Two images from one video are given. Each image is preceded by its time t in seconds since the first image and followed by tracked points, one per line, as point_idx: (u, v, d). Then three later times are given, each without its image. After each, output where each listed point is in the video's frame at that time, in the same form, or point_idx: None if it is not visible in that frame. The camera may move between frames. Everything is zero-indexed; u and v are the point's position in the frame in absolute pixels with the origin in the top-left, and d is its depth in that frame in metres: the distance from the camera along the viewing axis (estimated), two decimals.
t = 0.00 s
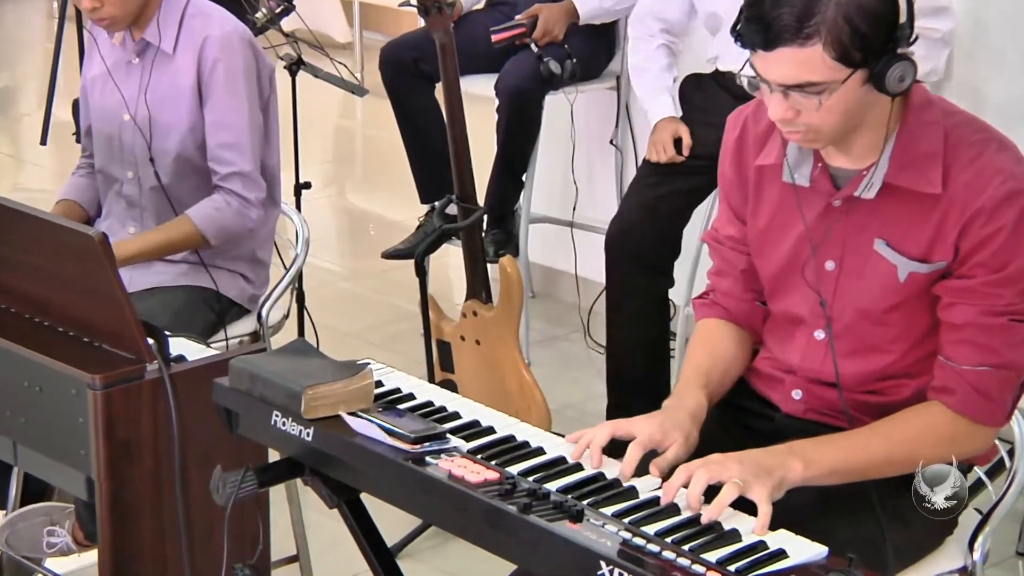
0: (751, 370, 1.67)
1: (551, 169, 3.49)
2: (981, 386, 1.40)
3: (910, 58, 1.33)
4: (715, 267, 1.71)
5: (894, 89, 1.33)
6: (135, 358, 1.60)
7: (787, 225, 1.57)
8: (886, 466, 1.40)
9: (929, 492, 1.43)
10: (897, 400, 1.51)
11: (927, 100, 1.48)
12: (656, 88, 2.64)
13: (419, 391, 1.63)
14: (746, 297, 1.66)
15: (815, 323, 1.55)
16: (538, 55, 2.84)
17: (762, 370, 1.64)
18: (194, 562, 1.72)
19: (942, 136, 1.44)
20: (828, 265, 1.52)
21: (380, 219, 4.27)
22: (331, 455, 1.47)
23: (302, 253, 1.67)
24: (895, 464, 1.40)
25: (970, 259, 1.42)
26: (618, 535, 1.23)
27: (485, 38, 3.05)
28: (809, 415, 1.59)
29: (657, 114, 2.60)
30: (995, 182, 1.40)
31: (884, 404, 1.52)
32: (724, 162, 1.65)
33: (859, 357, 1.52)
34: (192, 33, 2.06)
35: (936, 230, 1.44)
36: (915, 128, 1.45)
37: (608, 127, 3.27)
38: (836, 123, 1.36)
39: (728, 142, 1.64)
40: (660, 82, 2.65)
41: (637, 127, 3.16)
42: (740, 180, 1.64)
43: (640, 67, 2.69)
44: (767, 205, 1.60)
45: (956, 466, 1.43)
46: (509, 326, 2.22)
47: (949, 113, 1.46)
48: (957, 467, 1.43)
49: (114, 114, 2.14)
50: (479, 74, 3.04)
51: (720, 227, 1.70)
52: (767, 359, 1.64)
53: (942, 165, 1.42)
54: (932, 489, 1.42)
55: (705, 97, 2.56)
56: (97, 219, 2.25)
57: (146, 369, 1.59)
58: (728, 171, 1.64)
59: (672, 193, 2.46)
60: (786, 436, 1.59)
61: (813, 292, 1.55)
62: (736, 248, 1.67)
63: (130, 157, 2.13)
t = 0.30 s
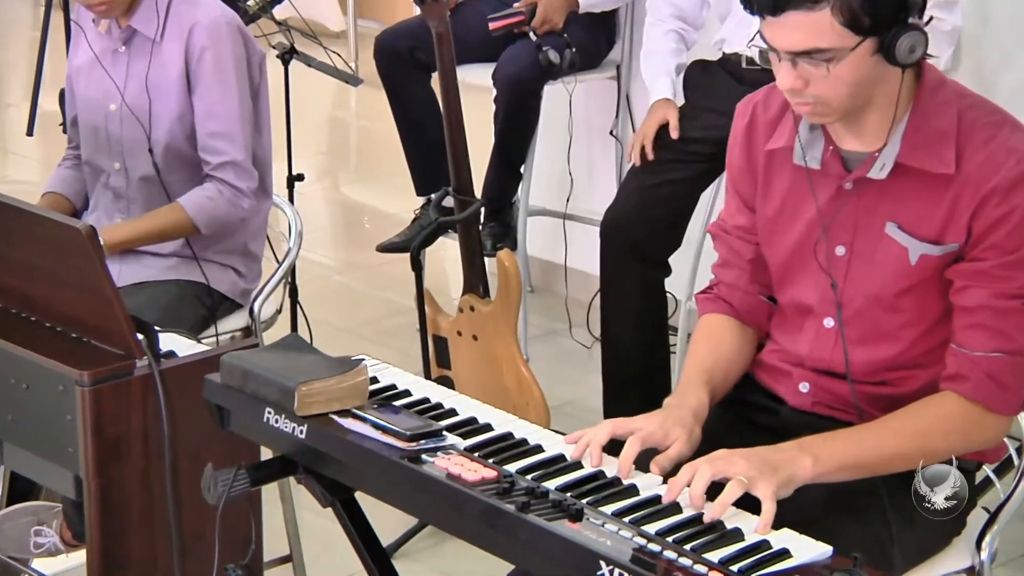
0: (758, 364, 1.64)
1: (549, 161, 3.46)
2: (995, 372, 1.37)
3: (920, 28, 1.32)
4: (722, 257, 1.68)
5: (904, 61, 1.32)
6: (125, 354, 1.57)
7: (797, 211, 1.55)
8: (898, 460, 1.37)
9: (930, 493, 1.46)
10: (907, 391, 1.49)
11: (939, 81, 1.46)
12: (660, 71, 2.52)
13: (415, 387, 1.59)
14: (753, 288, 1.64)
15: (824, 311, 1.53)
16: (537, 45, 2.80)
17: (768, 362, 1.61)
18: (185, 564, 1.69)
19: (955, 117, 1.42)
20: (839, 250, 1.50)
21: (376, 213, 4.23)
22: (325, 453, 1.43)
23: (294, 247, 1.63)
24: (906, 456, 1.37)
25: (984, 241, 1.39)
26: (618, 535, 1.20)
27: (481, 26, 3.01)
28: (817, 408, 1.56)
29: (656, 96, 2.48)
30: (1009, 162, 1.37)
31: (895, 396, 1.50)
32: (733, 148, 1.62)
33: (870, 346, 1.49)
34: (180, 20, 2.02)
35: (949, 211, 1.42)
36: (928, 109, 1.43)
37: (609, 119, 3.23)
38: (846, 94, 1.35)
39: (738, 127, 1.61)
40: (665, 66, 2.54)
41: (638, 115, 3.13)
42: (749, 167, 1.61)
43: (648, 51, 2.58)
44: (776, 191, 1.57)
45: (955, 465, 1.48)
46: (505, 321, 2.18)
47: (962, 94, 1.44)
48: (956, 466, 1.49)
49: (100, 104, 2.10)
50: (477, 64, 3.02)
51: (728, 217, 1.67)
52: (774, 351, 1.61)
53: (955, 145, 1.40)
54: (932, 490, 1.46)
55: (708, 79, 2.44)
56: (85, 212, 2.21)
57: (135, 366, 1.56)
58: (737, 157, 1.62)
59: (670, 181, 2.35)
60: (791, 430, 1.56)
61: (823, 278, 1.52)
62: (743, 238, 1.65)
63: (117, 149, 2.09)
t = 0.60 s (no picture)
0: (752, 357, 1.61)
1: (541, 150, 3.42)
2: (989, 367, 1.33)
3: (918, 10, 1.29)
4: (713, 250, 1.65)
5: (901, 43, 1.29)
6: (106, 348, 1.53)
7: (789, 202, 1.51)
8: (894, 453, 1.33)
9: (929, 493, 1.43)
10: (903, 386, 1.46)
11: (932, 69, 1.42)
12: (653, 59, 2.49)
13: (403, 382, 1.56)
14: (745, 281, 1.60)
15: (818, 304, 1.49)
16: (530, 29, 2.77)
17: (763, 355, 1.58)
18: (167, 564, 1.65)
19: (949, 106, 1.38)
20: (832, 242, 1.47)
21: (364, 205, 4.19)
22: (311, 449, 1.39)
23: (280, 239, 1.59)
24: (904, 452, 1.33)
25: (979, 233, 1.36)
26: (612, 532, 1.16)
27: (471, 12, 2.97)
28: (812, 403, 1.52)
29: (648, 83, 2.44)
30: (1003, 152, 1.34)
31: (891, 390, 1.47)
32: (723, 139, 1.59)
33: (865, 339, 1.46)
34: (161, 5, 1.98)
35: (944, 202, 1.38)
36: (921, 98, 1.40)
37: (601, 105, 3.19)
38: (841, 75, 1.32)
39: (728, 117, 1.58)
40: (659, 55, 2.50)
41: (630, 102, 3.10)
42: (740, 159, 1.57)
43: (644, 41, 2.54)
44: (767, 182, 1.54)
45: (955, 466, 1.47)
46: (496, 314, 2.14)
47: (956, 82, 1.41)
48: (956, 466, 1.47)
49: (78, 92, 2.06)
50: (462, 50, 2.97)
51: (719, 209, 1.63)
52: (769, 345, 1.58)
53: (949, 134, 1.37)
54: (932, 490, 1.43)
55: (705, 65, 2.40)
56: (64, 202, 2.17)
57: (116, 360, 1.52)
58: (727, 148, 1.58)
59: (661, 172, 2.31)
60: (788, 425, 1.52)
61: (816, 270, 1.49)
62: (735, 231, 1.61)
63: (96, 137, 2.05)
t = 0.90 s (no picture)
0: (744, 349, 1.58)
1: (530, 135, 3.39)
2: (989, 364, 1.31)
3: (905, 4, 1.24)
4: (703, 242, 1.61)
5: (888, 39, 1.25)
6: (85, 339, 1.49)
7: (779, 194, 1.48)
8: (893, 454, 1.30)
9: (928, 492, 1.39)
10: (899, 378, 1.42)
11: (924, 59, 1.39)
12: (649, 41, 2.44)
13: (390, 372, 1.53)
14: (736, 273, 1.57)
15: (810, 299, 1.46)
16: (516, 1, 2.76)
17: (755, 347, 1.55)
18: (150, 561, 1.61)
19: (940, 97, 1.35)
20: (823, 236, 1.44)
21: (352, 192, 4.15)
22: (296, 442, 1.36)
23: (264, 227, 1.55)
24: (904, 451, 1.30)
25: (973, 227, 1.33)
26: (603, 526, 1.13)
27: None
28: (806, 395, 1.49)
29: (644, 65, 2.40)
30: (996, 145, 1.31)
31: (885, 385, 1.43)
32: (711, 130, 1.56)
33: (858, 335, 1.43)
34: None
35: (936, 196, 1.35)
36: (912, 89, 1.37)
37: (593, 91, 3.16)
38: (828, 74, 1.29)
39: (715, 108, 1.55)
40: (654, 37, 2.46)
41: (622, 89, 3.08)
42: (728, 150, 1.54)
43: (639, 23, 2.50)
44: (756, 174, 1.51)
45: (955, 465, 1.44)
46: (484, 303, 2.11)
47: (948, 73, 1.38)
48: (957, 466, 1.44)
49: (55, 77, 2.01)
50: (453, 33, 2.93)
51: (708, 200, 1.60)
52: (762, 338, 1.55)
53: (941, 126, 1.34)
54: (932, 490, 1.39)
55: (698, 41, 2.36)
56: (42, 188, 2.13)
57: (96, 351, 1.48)
58: (715, 139, 1.55)
59: (659, 162, 2.25)
60: (780, 418, 1.49)
61: (807, 264, 1.46)
62: (725, 222, 1.58)
63: (75, 123, 2.01)
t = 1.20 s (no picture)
0: (726, 333, 1.55)
1: (511, 119, 3.36)
2: (982, 352, 1.28)
3: None
4: (686, 223, 1.58)
5: (880, 25, 1.22)
6: (55, 325, 1.45)
7: (764, 177, 1.45)
8: (882, 445, 1.28)
9: (927, 492, 1.38)
10: (885, 364, 1.40)
11: (912, 39, 1.35)
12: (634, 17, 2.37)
13: (367, 358, 1.49)
14: (720, 255, 1.54)
15: (795, 283, 1.43)
16: None
17: (738, 332, 1.52)
18: (121, 551, 1.57)
19: (929, 78, 1.31)
20: (809, 220, 1.40)
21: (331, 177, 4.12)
22: (272, 430, 1.32)
23: (238, 210, 1.52)
24: (892, 442, 1.28)
25: (963, 212, 1.29)
26: (585, 515, 1.10)
27: None
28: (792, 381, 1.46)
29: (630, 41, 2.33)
30: (987, 129, 1.27)
31: (872, 371, 1.41)
32: (693, 110, 1.51)
33: (844, 321, 1.40)
34: None
35: (925, 180, 1.31)
36: (900, 70, 1.32)
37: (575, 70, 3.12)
38: (818, 61, 1.24)
39: (697, 88, 1.50)
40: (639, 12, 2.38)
41: (606, 68, 3.04)
42: (711, 131, 1.50)
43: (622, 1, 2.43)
44: (740, 156, 1.47)
45: (955, 466, 1.43)
46: (464, 286, 2.07)
47: (937, 53, 1.33)
48: (957, 467, 1.43)
49: (23, 55, 1.97)
50: (429, 12, 2.92)
51: (691, 180, 1.57)
52: (745, 324, 1.52)
53: (930, 109, 1.30)
54: (932, 490, 1.38)
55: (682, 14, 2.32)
56: (10, 169, 2.08)
57: (66, 337, 1.45)
58: (698, 119, 1.51)
59: (648, 144, 2.19)
60: (763, 404, 1.46)
61: (793, 249, 1.42)
62: (707, 203, 1.54)
63: (45, 103, 1.97)
